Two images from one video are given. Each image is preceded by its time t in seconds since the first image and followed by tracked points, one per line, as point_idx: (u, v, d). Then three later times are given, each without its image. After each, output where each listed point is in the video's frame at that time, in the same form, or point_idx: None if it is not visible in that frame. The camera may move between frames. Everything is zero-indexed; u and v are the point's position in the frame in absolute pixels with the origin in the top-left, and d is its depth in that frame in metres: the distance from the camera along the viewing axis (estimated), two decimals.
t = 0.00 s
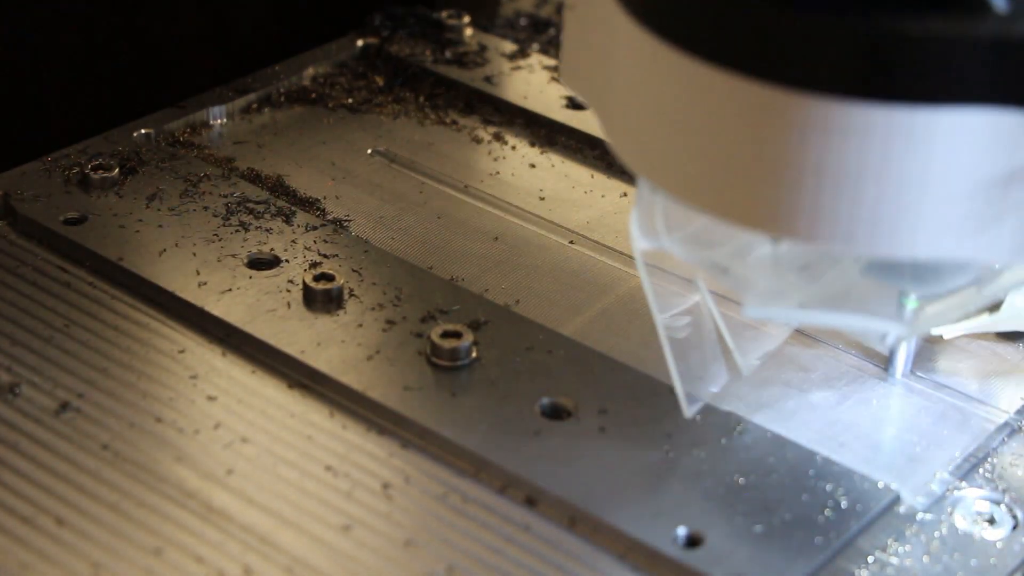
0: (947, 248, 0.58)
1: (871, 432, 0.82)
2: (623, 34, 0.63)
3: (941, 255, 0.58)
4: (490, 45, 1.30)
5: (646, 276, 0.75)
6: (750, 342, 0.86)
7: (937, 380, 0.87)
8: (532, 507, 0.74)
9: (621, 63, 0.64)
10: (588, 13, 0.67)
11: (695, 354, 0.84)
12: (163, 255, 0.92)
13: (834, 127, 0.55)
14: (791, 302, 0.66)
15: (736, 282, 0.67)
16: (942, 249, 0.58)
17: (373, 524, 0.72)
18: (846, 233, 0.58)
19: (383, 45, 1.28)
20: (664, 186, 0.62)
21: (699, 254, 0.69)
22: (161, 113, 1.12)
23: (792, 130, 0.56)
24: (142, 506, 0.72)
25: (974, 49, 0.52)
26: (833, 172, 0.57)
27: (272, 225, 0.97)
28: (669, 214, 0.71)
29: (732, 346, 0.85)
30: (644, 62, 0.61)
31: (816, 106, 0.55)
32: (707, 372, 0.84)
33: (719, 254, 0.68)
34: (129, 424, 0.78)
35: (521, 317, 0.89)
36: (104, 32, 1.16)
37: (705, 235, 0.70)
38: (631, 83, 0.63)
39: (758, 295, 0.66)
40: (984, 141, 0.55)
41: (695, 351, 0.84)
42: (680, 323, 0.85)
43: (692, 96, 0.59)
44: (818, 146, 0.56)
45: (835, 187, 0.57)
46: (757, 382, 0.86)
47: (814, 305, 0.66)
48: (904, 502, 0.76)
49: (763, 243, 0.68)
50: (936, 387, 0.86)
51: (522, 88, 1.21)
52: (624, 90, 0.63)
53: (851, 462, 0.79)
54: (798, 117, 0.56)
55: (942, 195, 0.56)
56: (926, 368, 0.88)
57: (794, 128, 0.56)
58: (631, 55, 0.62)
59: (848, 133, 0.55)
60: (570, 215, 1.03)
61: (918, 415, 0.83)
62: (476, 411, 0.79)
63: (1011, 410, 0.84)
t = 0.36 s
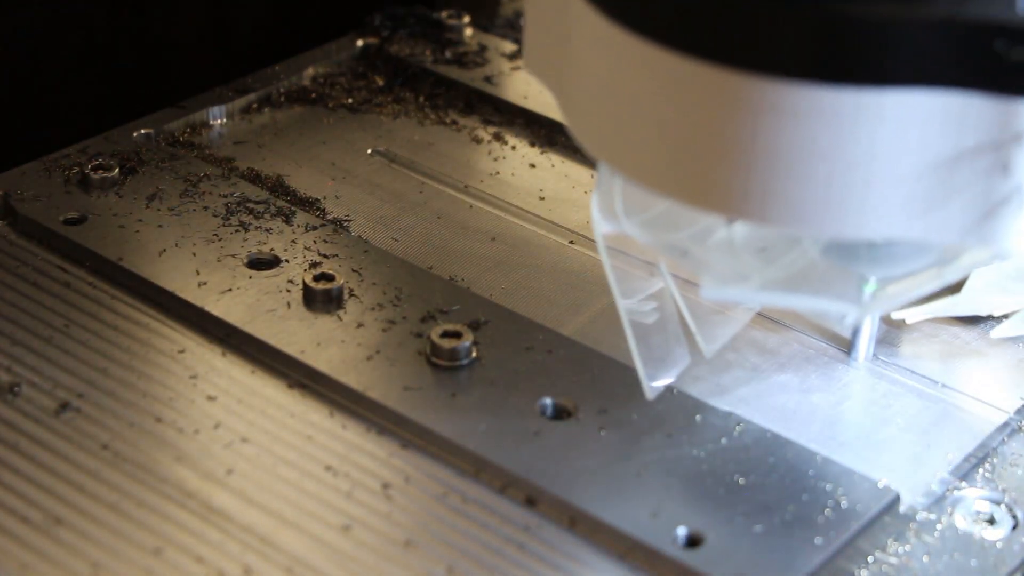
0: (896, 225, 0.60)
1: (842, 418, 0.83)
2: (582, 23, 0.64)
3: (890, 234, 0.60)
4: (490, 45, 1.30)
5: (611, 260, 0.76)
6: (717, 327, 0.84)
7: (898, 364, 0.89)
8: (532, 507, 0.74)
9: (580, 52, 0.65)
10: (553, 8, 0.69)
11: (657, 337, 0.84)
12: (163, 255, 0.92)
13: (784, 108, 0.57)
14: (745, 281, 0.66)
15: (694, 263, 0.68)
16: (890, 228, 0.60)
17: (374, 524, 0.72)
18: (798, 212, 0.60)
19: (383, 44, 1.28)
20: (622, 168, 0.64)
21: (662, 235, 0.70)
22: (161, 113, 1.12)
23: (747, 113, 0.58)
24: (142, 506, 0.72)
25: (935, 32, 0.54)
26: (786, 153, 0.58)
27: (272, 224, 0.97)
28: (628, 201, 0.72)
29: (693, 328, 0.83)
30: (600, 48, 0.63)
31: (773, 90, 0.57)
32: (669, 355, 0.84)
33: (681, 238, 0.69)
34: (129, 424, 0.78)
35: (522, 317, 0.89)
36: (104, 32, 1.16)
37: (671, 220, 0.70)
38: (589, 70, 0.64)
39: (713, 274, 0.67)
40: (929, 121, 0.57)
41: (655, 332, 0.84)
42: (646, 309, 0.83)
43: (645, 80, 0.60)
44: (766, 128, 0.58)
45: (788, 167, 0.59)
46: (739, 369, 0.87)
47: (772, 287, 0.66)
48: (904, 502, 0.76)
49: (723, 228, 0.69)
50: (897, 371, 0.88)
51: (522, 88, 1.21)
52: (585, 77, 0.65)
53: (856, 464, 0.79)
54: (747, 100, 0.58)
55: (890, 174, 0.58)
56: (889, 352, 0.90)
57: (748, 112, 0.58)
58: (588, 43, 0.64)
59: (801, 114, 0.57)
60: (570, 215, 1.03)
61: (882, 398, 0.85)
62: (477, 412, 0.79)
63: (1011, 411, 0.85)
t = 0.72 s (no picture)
0: (848, 208, 0.58)
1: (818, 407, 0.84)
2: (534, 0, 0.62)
3: (844, 216, 0.58)
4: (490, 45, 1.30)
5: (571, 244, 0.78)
6: (682, 312, 0.86)
7: (861, 348, 0.90)
8: (532, 507, 0.74)
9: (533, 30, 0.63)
10: None
11: (620, 320, 0.83)
12: (163, 255, 0.92)
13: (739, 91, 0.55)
14: (698, 263, 0.65)
15: (648, 246, 0.67)
16: (845, 210, 0.58)
17: (374, 525, 0.72)
18: (750, 195, 0.58)
19: (382, 44, 1.28)
20: (573, 150, 0.62)
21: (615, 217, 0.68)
22: (161, 112, 1.12)
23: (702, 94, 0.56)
24: (142, 506, 0.72)
25: (899, 15, 0.53)
26: (739, 135, 0.57)
27: (272, 225, 0.97)
28: (587, 181, 0.70)
29: (657, 313, 0.84)
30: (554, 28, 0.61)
31: (730, 71, 0.55)
32: (632, 337, 0.84)
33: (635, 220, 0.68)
34: (129, 424, 0.78)
35: (522, 317, 0.89)
36: (104, 32, 1.16)
37: (627, 202, 0.69)
38: (542, 50, 0.62)
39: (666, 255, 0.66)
40: (883, 103, 0.55)
41: (620, 313, 0.83)
42: (614, 293, 0.83)
43: (599, 61, 0.58)
44: (720, 109, 0.56)
45: (739, 150, 0.57)
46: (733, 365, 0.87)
47: (729, 269, 0.65)
48: (904, 502, 0.76)
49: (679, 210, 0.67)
50: (860, 354, 0.89)
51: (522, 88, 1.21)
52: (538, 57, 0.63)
53: (856, 464, 0.79)
54: (701, 81, 0.56)
55: (842, 155, 0.56)
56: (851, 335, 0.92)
57: (702, 93, 0.56)
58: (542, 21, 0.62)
59: (754, 95, 0.55)
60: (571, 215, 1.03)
61: (846, 382, 0.86)
62: (476, 412, 0.79)
63: (1011, 411, 0.84)
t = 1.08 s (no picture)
0: (800, 190, 0.60)
1: (811, 404, 0.84)
2: None
3: (795, 197, 0.60)
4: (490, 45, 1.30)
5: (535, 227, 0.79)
6: (646, 294, 0.85)
7: (825, 332, 0.92)
8: (532, 507, 0.74)
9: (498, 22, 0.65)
10: None
11: (585, 304, 0.83)
12: (163, 255, 0.92)
13: (693, 74, 0.58)
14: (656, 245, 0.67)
15: (611, 229, 0.69)
16: (795, 191, 0.60)
17: (373, 524, 0.72)
18: (705, 177, 0.60)
19: (382, 45, 1.28)
20: (534, 135, 0.64)
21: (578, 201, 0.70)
22: (161, 112, 1.12)
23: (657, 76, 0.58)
24: (142, 506, 0.72)
25: None
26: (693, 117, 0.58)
27: (272, 225, 0.97)
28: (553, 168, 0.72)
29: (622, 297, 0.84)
30: (517, 17, 0.63)
31: (682, 54, 0.57)
32: (596, 320, 0.83)
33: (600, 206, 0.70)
34: (129, 424, 0.78)
35: (523, 317, 0.89)
36: (104, 32, 1.16)
37: (592, 188, 0.71)
38: (506, 39, 0.64)
39: (626, 239, 0.68)
40: (833, 85, 0.57)
41: (586, 297, 0.83)
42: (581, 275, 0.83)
43: (561, 47, 0.61)
44: (674, 92, 0.58)
45: (693, 132, 0.59)
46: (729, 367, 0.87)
47: (685, 250, 0.66)
48: (904, 501, 0.76)
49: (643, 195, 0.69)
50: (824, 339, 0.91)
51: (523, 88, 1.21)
52: (501, 45, 0.65)
53: (859, 464, 0.78)
54: (657, 65, 0.58)
55: (794, 138, 0.58)
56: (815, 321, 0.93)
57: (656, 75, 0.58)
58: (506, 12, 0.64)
59: (707, 78, 0.57)
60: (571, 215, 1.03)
61: (813, 366, 0.88)
62: (476, 412, 0.79)
63: (1011, 411, 0.84)
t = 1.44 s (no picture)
0: (753, 170, 0.62)
1: (809, 403, 0.84)
2: None
3: (750, 177, 0.62)
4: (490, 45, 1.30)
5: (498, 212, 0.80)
6: (608, 278, 0.89)
7: (790, 317, 0.93)
8: (532, 507, 0.74)
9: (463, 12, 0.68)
10: None
11: (549, 288, 0.85)
12: (162, 254, 0.92)
13: (650, 58, 0.60)
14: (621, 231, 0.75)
15: (577, 213, 0.76)
16: (750, 172, 0.62)
17: (373, 525, 0.72)
18: (663, 158, 0.62)
19: (382, 45, 1.28)
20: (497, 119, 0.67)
21: (545, 186, 0.76)
22: (161, 112, 1.12)
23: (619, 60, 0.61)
24: (142, 506, 0.72)
25: None
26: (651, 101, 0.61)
27: (271, 224, 0.98)
28: (515, 153, 0.76)
29: (585, 281, 0.88)
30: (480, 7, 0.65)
31: (639, 39, 0.60)
32: (562, 304, 0.86)
33: (568, 191, 0.75)
34: (129, 424, 0.78)
35: (523, 318, 0.89)
36: (104, 32, 1.16)
37: (559, 173, 0.76)
38: (471, 28, 0.67)
39: (592, 224, 0.76)
40: (785, 69, 0.60)
41: (551, 281, 0.85)
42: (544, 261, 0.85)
43: (522, 34, 0.63)
44: (631, 76, 0.61)
45: (651, 114, 0.61)
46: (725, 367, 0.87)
47: (647, 233, 0.74)
48: (904, 501, 0.76)
49: (607, 178, 0.75)
50: (789, 322, 0.93)
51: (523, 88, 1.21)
52: (466, 35, 0.67)
53: (860, 465, 0.78)
54: (614, 50, 0.60)
55: (748, 120, 0.61)
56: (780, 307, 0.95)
57: (618, 58, 0.61)
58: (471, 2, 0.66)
59: (665, 61, 0.60)
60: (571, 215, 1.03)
61: (780, 350, 0.89)
62: (477, 412, 0.79)
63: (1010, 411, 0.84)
